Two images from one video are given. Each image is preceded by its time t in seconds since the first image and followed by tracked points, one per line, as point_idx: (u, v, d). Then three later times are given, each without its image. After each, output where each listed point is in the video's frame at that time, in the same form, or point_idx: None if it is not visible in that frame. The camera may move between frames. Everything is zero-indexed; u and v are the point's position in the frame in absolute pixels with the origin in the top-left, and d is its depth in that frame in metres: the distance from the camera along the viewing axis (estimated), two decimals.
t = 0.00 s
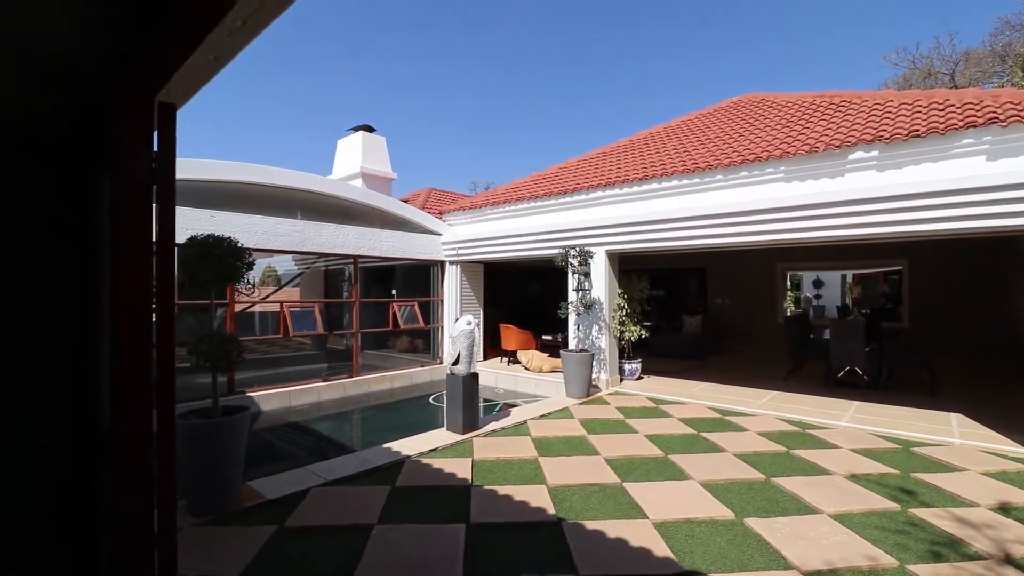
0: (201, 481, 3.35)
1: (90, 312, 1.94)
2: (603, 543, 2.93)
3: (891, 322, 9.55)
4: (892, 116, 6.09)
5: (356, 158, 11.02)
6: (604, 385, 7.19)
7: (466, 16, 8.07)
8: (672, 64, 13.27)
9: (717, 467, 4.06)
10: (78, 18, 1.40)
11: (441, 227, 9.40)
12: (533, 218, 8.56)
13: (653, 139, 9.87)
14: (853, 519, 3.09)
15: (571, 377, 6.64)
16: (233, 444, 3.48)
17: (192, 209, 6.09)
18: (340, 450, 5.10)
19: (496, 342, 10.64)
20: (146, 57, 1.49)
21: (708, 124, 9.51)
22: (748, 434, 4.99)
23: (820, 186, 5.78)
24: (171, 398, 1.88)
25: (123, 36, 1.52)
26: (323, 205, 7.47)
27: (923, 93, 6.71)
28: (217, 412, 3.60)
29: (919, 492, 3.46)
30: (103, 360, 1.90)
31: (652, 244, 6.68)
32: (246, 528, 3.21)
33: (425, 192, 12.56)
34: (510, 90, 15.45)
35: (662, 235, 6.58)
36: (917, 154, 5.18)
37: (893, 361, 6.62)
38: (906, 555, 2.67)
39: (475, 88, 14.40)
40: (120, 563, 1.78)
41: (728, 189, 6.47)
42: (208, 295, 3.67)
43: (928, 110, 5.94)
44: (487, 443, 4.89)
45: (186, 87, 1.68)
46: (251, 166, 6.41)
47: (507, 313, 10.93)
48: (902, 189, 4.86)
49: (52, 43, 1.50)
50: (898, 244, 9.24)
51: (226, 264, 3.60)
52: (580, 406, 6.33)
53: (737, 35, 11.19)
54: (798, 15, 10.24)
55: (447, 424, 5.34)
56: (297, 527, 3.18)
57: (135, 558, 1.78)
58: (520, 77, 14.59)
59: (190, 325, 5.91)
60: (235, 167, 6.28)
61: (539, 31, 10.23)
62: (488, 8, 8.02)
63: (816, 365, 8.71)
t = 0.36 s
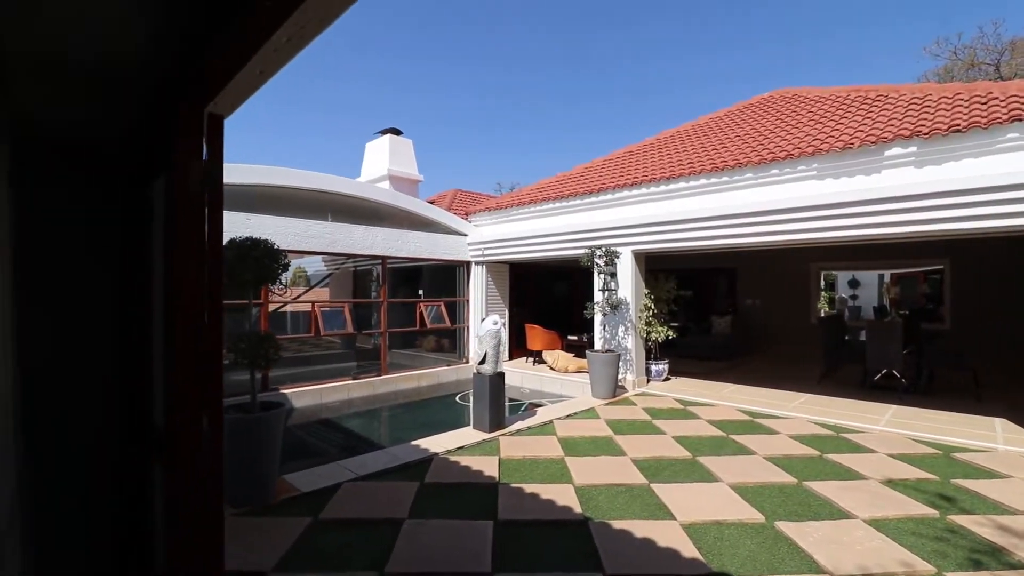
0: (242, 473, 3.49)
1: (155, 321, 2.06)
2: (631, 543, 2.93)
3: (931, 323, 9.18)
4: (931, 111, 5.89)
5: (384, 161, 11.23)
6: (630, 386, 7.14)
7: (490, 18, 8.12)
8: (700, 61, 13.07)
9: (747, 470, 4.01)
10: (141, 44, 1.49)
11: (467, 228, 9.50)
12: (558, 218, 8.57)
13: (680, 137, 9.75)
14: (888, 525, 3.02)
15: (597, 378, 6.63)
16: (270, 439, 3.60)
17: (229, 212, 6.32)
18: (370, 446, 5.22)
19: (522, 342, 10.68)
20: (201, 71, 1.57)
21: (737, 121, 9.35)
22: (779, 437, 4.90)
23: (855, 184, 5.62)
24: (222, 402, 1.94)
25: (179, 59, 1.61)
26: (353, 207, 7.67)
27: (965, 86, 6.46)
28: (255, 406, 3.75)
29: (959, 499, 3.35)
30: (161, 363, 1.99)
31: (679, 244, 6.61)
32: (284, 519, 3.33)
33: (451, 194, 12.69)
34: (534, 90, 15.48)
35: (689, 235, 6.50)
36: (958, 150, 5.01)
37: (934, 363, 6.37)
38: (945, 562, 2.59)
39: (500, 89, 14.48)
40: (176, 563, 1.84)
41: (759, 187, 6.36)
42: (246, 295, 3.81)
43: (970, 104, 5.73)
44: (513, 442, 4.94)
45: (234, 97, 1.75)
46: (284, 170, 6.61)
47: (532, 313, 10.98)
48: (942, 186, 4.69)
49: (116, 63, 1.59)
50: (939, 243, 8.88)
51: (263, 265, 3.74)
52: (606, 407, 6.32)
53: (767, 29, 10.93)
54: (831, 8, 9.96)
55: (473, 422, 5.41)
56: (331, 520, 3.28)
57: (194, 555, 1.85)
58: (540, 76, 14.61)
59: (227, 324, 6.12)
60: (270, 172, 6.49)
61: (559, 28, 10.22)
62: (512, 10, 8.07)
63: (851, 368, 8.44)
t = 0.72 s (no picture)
0: (278, 467, 3.61)
1: (198, 318, 2.17)
2: (658, 544, 2.92)
3: (976, 325, 8.78)
4: (976, 103, 5.65)
5: (411, 163, 11.41)
6: (658, 387, 7.06)
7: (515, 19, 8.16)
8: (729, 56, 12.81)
9: (778, 474, 3.93)
10: (186, 54, 1.57)
11: (493, 228, 9.56)
12: (585, 218, 8.54)
13: (708, 135, 9.60)
14: (927, 532, 2.92)
15: (624, 379, 6.58)
16: (303, 434, 3.72)
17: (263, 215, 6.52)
18: (397, 444, 5.31)
19: (547, 343, 10.69)
20: (243, 82, 1.64)
21: (768, 117, 9.14)
22: (813, 440, 4.78)
23: (893, 181, 5.43)
24: (261, 397, 2.03)
25: (221, 69, 1.69)
26: (381, 208, 7.82)
27: (1013, 76, 6.16)
28: (290, 403, 3.88)
29: (1005, 508, 3.21)
30: (204, 359, 2.09)
31: (707, 243, 6.51)
32: (317, 513, 3.43)
33: (477, 194, 12.78)
34: (560, 89, 15.44)
35: (718, 235, 6.40)
36: (1005, 143, 4.80)
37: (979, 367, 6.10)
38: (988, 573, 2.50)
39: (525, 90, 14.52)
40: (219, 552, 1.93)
41: (791, 184, 6.20)
42: (280, 295, 3.94)
43: (1017, 95, 5.47)
44: (539, 441, 4.96)
45: (273, 106, 1.81)
46: (315, 173, 6.79)
47: (557, 313, 10.97)
48: (988, 181, 4.50)
49: (162, 72, 1.68)
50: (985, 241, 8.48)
51: (296, 265, 3.86)
52: (633, 408, 6.27)
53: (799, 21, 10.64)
54: None
55: (499, 421, 5.44)
56: (361, 514, 3.37)
57: (237, 545, 1.94)
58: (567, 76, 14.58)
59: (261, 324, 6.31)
60: (302, 175, 6.67)
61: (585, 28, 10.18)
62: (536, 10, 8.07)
63: (890, 370, 8.14)
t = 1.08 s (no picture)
0: (309, 462, 3.72)
1: (235, 317, 2.27)
2: (684, 547, 2.89)
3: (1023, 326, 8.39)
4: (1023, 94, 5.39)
5: (436, 164, 11.53)
6: (684, 389, 6.97)
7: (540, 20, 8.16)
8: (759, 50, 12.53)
9: (809, 478, 3.84)
10: (225, 63, 1.64)
11: (517, 228, 9.58)
12: (610, 217, 8.48)
13: (737, 132, 9.41)
14: (967, 541, 2.81)
15: (649, 379, 6.51)
16: (332, 429, 3.81)
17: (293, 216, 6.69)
18: (423, 442, 5.38)
19: (572, 343, 10.66)
20: (279, 88, 1.70)
21: (800, 113, 8.91)
22: (846, 444, 4.65)
23: (932, 176, 5.23)
24: (294, 394, 2.11)
25: (257, 74, 1.75)
26: (407, 209, 7.95)
27: None
28: (320, 400, 3.97)
29: None
30: (241, 357, 2.17)
31: (734, 243, 6.40)
32: (346, 507, 3.52)
33: (501, 194, 12.82)
34: (584, 88, 15.36)
35: (746, 233, 6.28)
36: None
37: None
38: None
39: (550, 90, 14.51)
40: (255, 548, 1.99)
41: (824, 181, 6.04)
42: (310, 294, 4.05)
43: None
44: (564, 441, 4.96)
45: (306, 112, 1.87)
46: (342, 175, 6.93)
47: (582, 313, 10.92)
48: None
49: (202, 80, 1.75)
50: None
51: (325, 265, 3.95)
52: (659, 409, 6.21)
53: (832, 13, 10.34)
54: None
55: (524, 421, 5.46)
56: (388, 510, 3.44)
57: (271, 546, 1.99)
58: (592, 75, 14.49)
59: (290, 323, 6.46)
60: (330, 177, 6.82)
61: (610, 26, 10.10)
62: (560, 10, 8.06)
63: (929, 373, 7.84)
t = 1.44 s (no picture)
0: (336, 458, 3.81)
1: (267, 319, 2.34)
2: (709, 549, 2.86)
3: None
4: None
5: (459, 165, 11.64)
6: (710, 390, 6.86)
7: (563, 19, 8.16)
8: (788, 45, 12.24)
9: (841, 483, 3.74)
10: (258, 71, 1.69)
11: (540, 228, 9.59)
12: (634, 216, 8.41)
13: (765, 128, 9.21)
14: (1007, 551, 2.71)
15: (674, 380, 6.44)
16: (357, 425, 3.88)
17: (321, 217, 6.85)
18: (446, 440, 5.44)
19: (596, 343, 10.61)
20: (307, 93, 1.75)
21: (831, 108, 8.67)
22: (879, 449, 4.51)
23: (972, 172, 5.03)
24: (324, 395, 2.16)
25: (288, 81, 1.80)
26: (431, 210, 8.05)
27: None
28: (346, 397, 4.06)
29: None
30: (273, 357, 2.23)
31: (762, 242, 6.28)
32: (371, 502, 3.59)
33: (524, 195, 12.84)
34: (607, 91, 15.26)
35: (775, 233, 6.16)
36: None
37: None
38: None
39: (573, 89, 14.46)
40: (286, 545, 2.05)
41: (856, 178, 5.86)
42: (336, 294, 4.14)
43: None
44: (587, 441, 4.95)
45: (333, 118, 1.91)
46: (368, 177, 7.07)
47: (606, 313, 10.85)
48: None
49: (236, 88, 1.82)
50: None
51: (351, 265, 4.03)
52: (684, 410, 6.13)
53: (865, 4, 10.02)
54: None
55: (547, 420, 5.47)
56: (412, 506, 3.49)
57: (297, 544, 2.05)
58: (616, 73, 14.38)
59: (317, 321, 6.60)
60: (356, 179, 6.97)
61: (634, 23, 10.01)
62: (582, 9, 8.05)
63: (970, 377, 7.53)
